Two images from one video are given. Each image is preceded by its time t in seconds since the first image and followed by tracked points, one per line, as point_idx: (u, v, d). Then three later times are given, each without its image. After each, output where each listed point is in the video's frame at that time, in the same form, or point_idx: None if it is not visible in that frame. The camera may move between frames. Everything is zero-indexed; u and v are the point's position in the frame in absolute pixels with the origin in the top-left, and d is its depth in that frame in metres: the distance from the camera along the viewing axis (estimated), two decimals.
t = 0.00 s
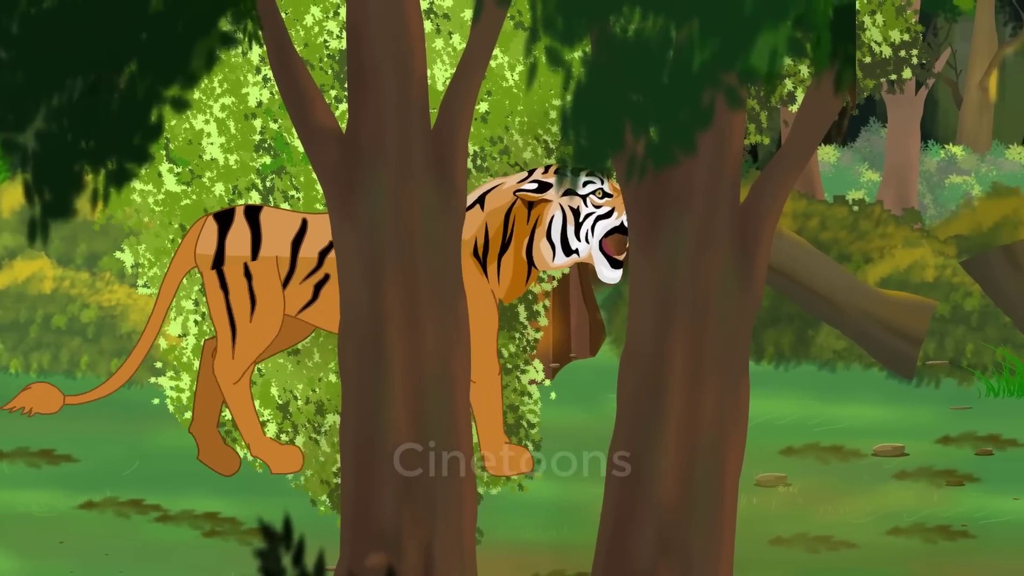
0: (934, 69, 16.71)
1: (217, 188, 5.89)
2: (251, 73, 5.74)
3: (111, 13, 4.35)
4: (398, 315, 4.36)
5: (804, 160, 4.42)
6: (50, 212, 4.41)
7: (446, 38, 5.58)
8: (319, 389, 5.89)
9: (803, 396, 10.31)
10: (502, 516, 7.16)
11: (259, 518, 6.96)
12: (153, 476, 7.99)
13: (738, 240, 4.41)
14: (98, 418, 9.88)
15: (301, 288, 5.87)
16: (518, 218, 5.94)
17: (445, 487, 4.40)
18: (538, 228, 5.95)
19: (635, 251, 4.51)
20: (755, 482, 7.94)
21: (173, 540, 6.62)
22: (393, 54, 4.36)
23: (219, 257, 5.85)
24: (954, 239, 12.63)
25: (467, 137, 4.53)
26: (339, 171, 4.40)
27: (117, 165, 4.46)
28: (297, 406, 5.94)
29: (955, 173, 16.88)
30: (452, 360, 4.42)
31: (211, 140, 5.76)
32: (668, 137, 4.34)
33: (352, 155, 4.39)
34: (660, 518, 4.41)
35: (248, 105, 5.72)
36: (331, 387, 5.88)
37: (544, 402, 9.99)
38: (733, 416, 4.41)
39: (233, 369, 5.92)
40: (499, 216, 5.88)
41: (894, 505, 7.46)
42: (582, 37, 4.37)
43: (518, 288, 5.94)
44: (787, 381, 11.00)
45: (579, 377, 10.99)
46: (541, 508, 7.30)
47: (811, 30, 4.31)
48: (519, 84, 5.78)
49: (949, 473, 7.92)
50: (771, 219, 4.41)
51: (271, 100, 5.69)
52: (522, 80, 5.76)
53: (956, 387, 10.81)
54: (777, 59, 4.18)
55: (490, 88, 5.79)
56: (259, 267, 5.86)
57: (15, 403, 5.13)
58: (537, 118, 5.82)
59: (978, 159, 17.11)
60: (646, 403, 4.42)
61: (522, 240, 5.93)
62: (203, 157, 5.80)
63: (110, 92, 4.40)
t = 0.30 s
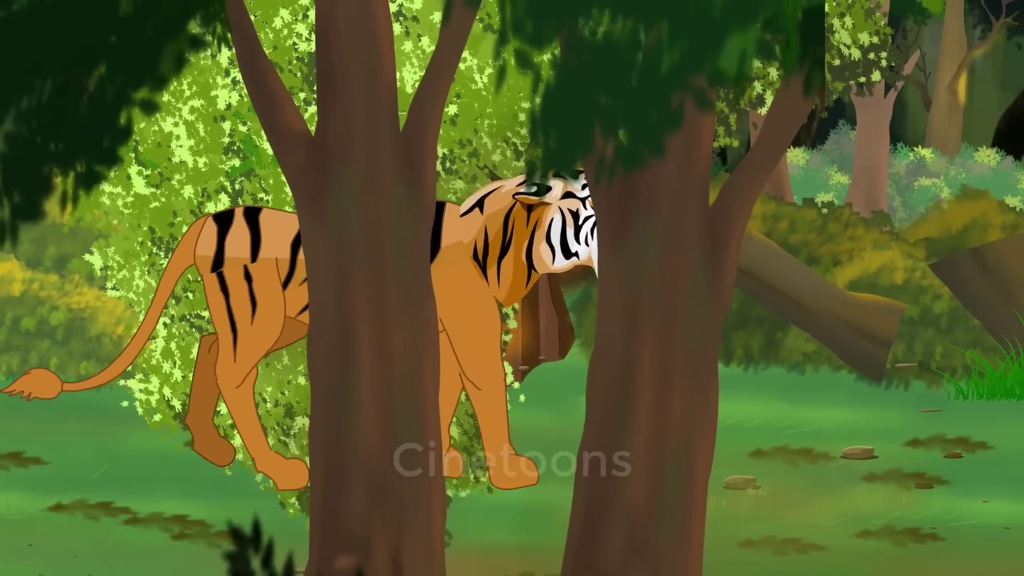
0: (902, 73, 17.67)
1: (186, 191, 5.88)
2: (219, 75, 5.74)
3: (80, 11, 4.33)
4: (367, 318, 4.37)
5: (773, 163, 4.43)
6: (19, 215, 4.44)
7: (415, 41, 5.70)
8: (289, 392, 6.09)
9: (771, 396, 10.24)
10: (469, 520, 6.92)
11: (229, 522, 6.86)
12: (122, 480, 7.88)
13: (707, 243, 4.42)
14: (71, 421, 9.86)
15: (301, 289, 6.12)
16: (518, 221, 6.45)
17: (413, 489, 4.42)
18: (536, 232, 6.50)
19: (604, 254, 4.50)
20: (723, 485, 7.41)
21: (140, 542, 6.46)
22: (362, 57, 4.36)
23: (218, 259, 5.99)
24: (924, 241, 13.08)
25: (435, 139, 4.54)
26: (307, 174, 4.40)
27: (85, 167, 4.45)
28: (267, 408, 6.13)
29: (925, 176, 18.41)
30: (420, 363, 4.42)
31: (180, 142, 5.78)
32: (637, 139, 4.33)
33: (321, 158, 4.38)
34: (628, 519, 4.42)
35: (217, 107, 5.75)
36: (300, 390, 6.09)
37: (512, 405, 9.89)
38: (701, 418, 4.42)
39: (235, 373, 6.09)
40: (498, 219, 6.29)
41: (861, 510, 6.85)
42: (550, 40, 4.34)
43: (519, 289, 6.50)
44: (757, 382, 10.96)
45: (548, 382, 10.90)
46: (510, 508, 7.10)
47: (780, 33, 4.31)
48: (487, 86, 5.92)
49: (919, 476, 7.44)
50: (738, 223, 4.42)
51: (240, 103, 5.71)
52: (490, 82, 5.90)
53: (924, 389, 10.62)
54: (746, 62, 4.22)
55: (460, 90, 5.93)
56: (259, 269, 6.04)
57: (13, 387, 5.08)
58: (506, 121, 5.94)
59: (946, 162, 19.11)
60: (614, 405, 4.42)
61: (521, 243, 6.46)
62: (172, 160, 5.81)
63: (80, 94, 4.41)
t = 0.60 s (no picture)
0: (873, 76, 18.00)
1: (156, 194, 5.80)
2: (189, 78, 5.71)
3: (49, 16, 4.33)
4: (337, 320, 4.37)
5: (742, 165, 4.43)
6: None
7: (384, 43, 5.63)
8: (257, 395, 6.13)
9: (744, 398, 10.12)
10: (438, 523, 6.89)
11: (198, 524, 6.84)
12: (89, 482, 7.84)
13: (675, 246, 4.42)
14: (39, 424, 9.82)
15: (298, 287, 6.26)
16: (519, 224, 6.52)
17: (383, 492, 4.42)
18: (536, 237, 6.56)
19: (573, 256, 4.49)
20: (692, 487, 7.39)
21: (108, 545, 6.43)
22: (331, 59, 4.37)
23: (217, 254, 6.02)
24: (893, 243, 12.95)
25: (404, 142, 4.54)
26: (276, 176, 4.39)
27: (55, 170, 4.42)
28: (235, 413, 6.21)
29: (893, 178, 17.95)
30: (390, 365, 4.42)
31: (150, 144, 5.73)
32: (606, 141, 4.33)
33: (290, 161, 4.38)
34: (597, 521, 4.42)
35: (187, 109, 5.71)
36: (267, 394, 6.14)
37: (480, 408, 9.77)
38: (671, 421, 4.43)
39: (212, 359, 6.08)
40: (498, 222, 6.46)
41: (829, 512, 6.80)
42: (520, 42, 4.32)
43: (514, 294, 6.50)
44: (728, 385, 10.88)
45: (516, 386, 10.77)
46: (478, 510, 7.04)
47: (748, 35, 4.32)
48: (457, 89, 5.83)
49: (888, 478, 7.40)
50: (707, 226, 4.43)
51: (210, 105, 5.69)
52: (460, 85, 5.82)
53: (894, 392, 10.61)
54: (715, 64, 4.23)
55: (428, 93, 5.87)
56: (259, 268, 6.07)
57: (16, 399, 5.10)
58: (474, 122, 5.85)
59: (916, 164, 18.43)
60: (583, 408, 4.42)
61: (521, 247, 6.52)
62: (142, 162, 5.76)
63: (49, 97, 4.40)
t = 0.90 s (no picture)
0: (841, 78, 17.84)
1: (125, 197, 5.80)
2: (158, 80, 5.69)
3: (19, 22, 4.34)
4: (306, 322, 4.37)
5: (711, 167, 4.42)
6: None
7: (354, 46, 5.69)
8: (227, 397, 6.11)
9: (713, 401, 10.09)
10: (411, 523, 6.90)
11: (168, 526, 6.85)
12: (58, 485, 7.82)
13: (644, 248, 4.42)
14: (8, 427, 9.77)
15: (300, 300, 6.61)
16: (517, 224, 6.57)
17: (352, 494, 4.43)
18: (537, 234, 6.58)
19: (543, 259, 4.49)
20: (661, 490, 7.32)
21: (76, 548, 6.43)
22: (300, 63, 4.36)
23: (216, 268, 6.15)
24: (862, 246, 12.89)
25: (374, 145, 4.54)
26: (245, 179, 4.39)
27: (24, 171, 4.38)
28: (205, 413, 6.15)
29: (860, 181, 17.87)
30: (359, 367, 4.43)
31: (119, 147, 5.73)
32: (575, 144, 4.33)
33: (259, 163, 4.38)
34: (566, 524, 4.42)
35: (155, 112, 5.69)
36: (238, 396, 6.11)
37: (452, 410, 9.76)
38: (640, 423, 4.42)
39: (193, 375, 6.20)
40: (496, 226, 6.57)
41: (799, 514, 6.80)
42: (489, 44, 4.31)
43: (520, 293, 6.45)
44: (700, 388, 10.85)
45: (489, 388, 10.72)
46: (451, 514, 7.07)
47: (718, 37, 4.32)
48: (426, 91, 5.80)
49: (858, 481, 7.42)
50: (677, 229, 4.43)
51: (179, 107, 5.68)
52: (429, 87, 5.78)
53: (863, 394, 10.57)
54: (684, 67, 4.23)
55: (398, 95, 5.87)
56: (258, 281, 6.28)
57: (15, 420, 5.31)
58: (443, 125, 5.84)
59: (885, 167, 18.21)
60: (553, 410, 4.42)
61: (521, 246, 6.55)
62: (110, 165, 5.76)
63: (18, 99, 4.38)
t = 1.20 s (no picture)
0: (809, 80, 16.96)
1: (94, 200, 5.63)
2: (127, 82, 5.56)
3: None
4: (275, 324, 4.37)
5: (680, 169, 4.43)
6: None
7: (323, 48, 5.60)
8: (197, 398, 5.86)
9: (684, 404, 10.05)
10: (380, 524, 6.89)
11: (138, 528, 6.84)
12: (24, 487, 7.77)
13: (613, 251, 4.43)
14: None
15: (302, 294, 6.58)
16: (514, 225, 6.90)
17: (322, 497, 4.43)
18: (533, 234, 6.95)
19: (512, 261, 4.48)
20: (630, 492, 7.28)
21: (45, 551, 6.44)
22: (269, 66, 4.36)
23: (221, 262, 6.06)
24: (831, 248, 12.66)
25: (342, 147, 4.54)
26: (214, 181, 4.38)
27: None
28: (173, 415, 5.91)
29: (831, 184, 16.49)
30: (329, 370, 4.43)
31: (88, 149, 5.59)
32: (543, 146, 4.33)
33: (228, 166, 4.38)
34: (535, 526, 4.42)
35: (125, 114, 5.57)
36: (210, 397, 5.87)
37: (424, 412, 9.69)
38: (608, 426, 4.43)
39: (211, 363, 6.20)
40: (496, 228, 6.87)
41: (769, 517, 6.80)
42: (458, 47, 4.29)
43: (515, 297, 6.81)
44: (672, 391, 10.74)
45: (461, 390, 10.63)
46: (422, 514, 7.00)
47: (687, 41, 4.32)
48: (395, 93, 5.74)
49: (827, 484, 7.43)
50: (645, 232, 4.44)
51: (149, 110, 5.56)
52: (398, 89, 5.73)
53: (832, 397, 10.54)
54: (653, 69, 4.23)
55: (366, 98, 5.78)
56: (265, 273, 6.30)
57: (14, 408, 5.08)
58: (413, 128, 5.78)
59: (854, 168, 16.64)
60: (523, 413, 4.43)
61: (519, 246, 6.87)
62: (79, 167, 5.61)
63: None
